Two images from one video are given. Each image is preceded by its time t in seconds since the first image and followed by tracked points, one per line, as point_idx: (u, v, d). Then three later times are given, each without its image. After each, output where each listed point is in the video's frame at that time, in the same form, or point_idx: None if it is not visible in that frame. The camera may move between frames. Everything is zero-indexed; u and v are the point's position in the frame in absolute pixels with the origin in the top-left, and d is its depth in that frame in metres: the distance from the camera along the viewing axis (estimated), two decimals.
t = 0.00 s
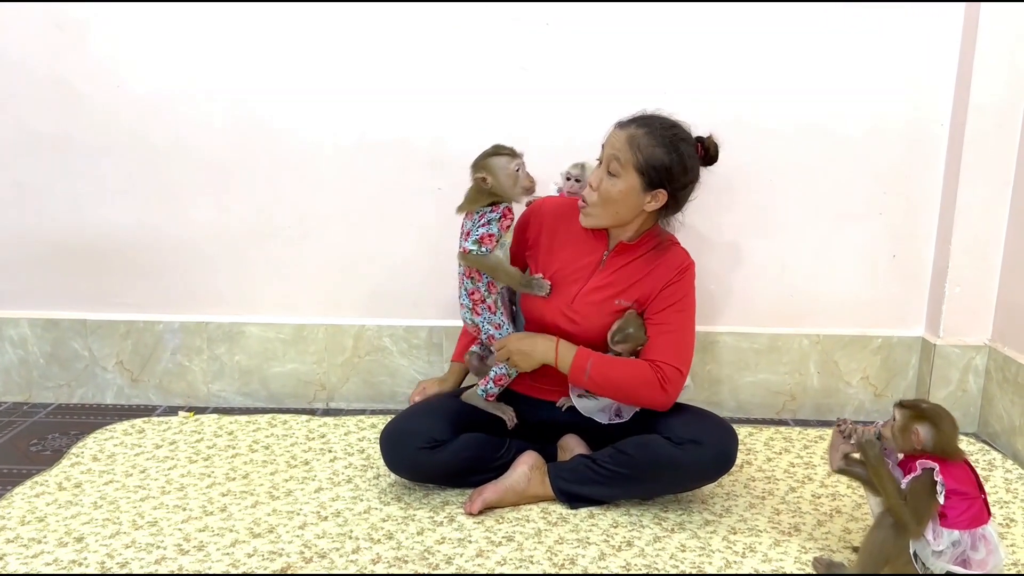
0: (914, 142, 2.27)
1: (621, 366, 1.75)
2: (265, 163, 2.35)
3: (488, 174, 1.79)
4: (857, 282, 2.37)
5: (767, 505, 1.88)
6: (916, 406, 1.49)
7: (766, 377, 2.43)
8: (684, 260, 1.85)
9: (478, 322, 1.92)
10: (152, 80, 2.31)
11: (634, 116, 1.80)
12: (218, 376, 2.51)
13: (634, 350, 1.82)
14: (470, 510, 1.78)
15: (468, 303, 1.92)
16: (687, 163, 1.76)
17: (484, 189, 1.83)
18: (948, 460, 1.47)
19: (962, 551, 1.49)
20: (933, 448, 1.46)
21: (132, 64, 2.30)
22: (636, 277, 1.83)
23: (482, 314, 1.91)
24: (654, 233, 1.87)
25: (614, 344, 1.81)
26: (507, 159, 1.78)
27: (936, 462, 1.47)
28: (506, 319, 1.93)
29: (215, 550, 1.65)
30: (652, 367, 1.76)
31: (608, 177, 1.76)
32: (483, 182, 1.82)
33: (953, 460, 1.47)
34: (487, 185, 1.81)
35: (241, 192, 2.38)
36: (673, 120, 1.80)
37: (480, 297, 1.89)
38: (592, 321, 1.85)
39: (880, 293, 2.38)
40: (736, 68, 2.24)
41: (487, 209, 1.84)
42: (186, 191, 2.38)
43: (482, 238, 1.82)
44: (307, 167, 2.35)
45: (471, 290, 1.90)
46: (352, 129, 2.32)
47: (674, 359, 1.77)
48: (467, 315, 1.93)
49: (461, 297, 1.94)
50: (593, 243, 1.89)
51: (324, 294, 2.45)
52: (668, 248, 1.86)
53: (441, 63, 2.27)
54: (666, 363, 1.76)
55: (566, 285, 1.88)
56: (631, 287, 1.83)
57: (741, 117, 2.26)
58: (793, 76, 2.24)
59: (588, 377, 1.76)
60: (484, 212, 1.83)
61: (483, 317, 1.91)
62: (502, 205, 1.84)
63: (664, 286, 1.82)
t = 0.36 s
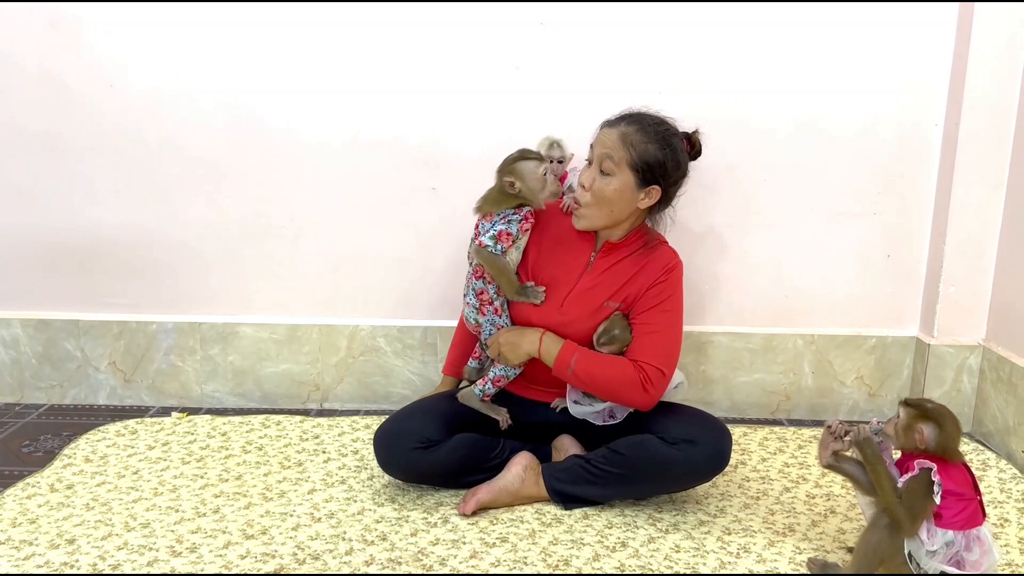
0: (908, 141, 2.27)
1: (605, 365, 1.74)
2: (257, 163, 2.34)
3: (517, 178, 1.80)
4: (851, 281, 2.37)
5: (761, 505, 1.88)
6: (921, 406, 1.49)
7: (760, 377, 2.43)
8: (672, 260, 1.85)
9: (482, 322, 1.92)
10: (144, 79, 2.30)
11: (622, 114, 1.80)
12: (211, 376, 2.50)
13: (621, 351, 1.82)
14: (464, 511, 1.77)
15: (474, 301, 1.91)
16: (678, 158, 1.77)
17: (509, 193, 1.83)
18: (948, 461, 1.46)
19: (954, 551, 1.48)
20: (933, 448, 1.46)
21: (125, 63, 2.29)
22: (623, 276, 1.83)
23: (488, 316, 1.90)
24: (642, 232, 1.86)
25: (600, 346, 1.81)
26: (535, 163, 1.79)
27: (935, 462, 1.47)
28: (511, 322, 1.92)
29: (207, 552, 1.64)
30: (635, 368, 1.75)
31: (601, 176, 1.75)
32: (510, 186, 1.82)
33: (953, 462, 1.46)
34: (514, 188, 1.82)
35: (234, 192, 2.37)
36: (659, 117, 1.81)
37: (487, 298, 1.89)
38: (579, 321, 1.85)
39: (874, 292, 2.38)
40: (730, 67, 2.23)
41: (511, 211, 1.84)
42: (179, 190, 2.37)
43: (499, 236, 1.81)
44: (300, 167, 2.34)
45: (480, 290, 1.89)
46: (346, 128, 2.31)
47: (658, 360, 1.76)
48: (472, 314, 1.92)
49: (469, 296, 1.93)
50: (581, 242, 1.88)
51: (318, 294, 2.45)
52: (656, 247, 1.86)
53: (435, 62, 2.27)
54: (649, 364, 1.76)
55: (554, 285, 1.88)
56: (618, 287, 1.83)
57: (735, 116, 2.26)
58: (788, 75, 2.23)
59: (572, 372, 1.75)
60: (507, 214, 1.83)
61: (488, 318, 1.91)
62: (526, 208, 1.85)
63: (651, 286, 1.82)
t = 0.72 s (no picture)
0: (903, 140, 2.26)
1: (582, 368, 1.74)
2: (250, 162, 2.32)
3: (507, 185, 1.76)
4: (846, 281, 2.37)
5: (757, 507, 1.87)
6: (921, 409, 1.51)
7: (755, 377, 2.42)
8: (661, 266, 1.83)
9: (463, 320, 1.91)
10: (135, 77, 2.28)
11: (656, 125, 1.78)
12: (203, 377, 2.48)
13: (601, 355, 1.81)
14: (457, 513, 1.76)
15: (455, 300, 1.90)
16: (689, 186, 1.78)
17: (498, 199, 1.79)
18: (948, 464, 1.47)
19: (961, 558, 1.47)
20: (935, 450, 1.47)
21: (116, 61, 2.27)
22: (609, 279, 1.82)
23: (468, 315, 1.90)
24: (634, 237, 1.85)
25: (580, 349, 1.80)
26: (527, 171, 1.75)
27: (937, 465, 1.47)
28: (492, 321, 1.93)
29: (198, 555, 1.62)
30: (611, 372, 1.74)
31: (620, 176, 1.72)
32: (498, 192, 1.78)
33: (954, 466, 1.47)
34: (503, 195, 1.78)
35: (227, 191, 2.35)
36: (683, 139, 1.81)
37: (470, 297, 1.87)
38: (562, 323, 1.84)
39: (870, 292, 2.37)
40: (725, 66, 2.22)
41: (498, 217, 1.80)
42: (171, 190, 2.35)
43: (485, 237, 1.78)
44: (293, 166, 2.32)
45: (462, 289, 1.87)
46: (339, 127, 2.29)
47: (636, 366, 1.75)
48: (454, 313, 1.91)
49: (449, 295, 1.91)
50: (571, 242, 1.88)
51: (311, 294, 2.43)
52: (646, 252, 1.85)
53: (429, 61, 2.25)
54: (625, 369, 1.75)
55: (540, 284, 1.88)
56: (603, 289, 1.82)
57: (731, 115, 2.25)
58: (783, 74, 2.22)
59: (547, 372, 1.75)
60: (494, 218, 1.80)
61: (468, 317, 1.90)
62: (514, 214, 1.80)
63: (636, 290, 1.80)
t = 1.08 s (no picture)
0: (900, 140, 2.25)
1: (573, 377, 1.72)
2: (244, 161, 2.30)
3: (511, 198, 1.74)
4: (842, 281, 2.36)
5: (753, 508, 1.86)
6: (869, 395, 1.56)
7: (751, 378, 2.41)
8: (652, 271, 1.81)
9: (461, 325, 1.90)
10: (127, 75, 2.25)
11: (663, 139, 1.67)
12: (195, 377, 2.46)
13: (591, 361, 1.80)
14: (451, 515, 1.74)
15: (452, 306, 1.89)
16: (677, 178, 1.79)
17: (499, 205, 1.77)
18: (902, 444, 1.51)
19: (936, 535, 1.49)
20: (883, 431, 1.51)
21: (107, 58, 2.24)
22: (598, 285, 1.81)
23: (465, 321, 1.89)
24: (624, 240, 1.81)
25: (570, 356, 1.80)
26: (537, 203, 1.72)
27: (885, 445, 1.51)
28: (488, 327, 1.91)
29: (189, 557, 1.61)
30: (603, 380, 1.73)
31: (653, 219, 1.67)
32: (502, 201, 1.76)
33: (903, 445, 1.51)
34: (505, 205, 1.76)
35: (220, 189, 2.33)
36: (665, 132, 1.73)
37: (465, 303, 1.86)
38: (552, 329, 1.83)
39: (866, 292, 2.36)
40: (722, 65, 2.21)
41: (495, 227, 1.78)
42: (162, 188, 2.33)
43: (476, 244, 1.77)
44: (286, 164, 2.30)
45: (457, 295, 1.86)
46: (333, 125, 2.28)
47: (628, 373, 1.73)
48: (452, 319, 1.91)
49: (447, 303, 1.90)
50: (557, 246, 1.84)
51: (305, 293, 2.41)
52: (635, 257, 1.82)
53: (424, 60, 2.23)
54: (616, 377, 1.73)
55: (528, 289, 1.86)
56: (593, 295, 1.81)
57: (727, 114, 2.24)
58: (780, 73, 2.21)
59: (538, 380, 1.74)
60: (488, 224, 1.78)
61: (465, 323, 1.89)
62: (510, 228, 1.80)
63: (627, 297, 1.79)
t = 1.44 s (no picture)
0: (896, 139, 2.25)
1: (605, 378, 1.69)
2: (237, 159, 2.29)
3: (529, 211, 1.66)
4: (837, 281, 2.35)
5: (747, 508, 1.85)
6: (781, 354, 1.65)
7: (746, 377, 2.41)
8: (649, 278, 1.83)
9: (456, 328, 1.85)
10: (119, 72, 2.24)
11: (647, 131, 1.68)
12: (187, 377, 2.45)
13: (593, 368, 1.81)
14: (445, 516, 1.73)
15: (449, 306, 1.85)
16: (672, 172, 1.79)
17: (514, 215, 1.69)
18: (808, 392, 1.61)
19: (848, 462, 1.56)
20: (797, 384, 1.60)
21: (99, 55, 2.23)
22: (600, 292, 1.80)
23: (462, 323, 1.84)
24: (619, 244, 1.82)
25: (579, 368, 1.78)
26: (553, 223, 1.66)
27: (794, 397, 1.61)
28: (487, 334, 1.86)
29: (180, 558, 1.59)
30: (630, 392, 1.72)
31: (632, 209, 1.67)
32: (518, 210, 1.68)
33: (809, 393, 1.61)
34: (520, 215, 1.68)
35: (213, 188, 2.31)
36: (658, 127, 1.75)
37: (463, 305, 1.82)
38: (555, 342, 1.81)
39: (861, 292, 2.36)
40: (718, 64, 2.20)
41: (507, 237, 1.71)
42: (154, 186, 2.31)
43: (485, 256, 1.71)
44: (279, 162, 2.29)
45: (456, 296, 1.82)
46: (326, 123, 2.26)
47: (642, 382, 1.75)
48: (447, 318, 1.86)
49: (445, 296, 1.86)
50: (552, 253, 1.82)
51: (298, 292, 2.40)
52: (632, 265, 1.83)
53: (420, 59, 2.22)
54: (638, 387, 1.74)
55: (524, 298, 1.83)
56: (595, 303, 1.81)
57: (723, 113, 2.23)
58: (776, 73, 2.21)
59: (575, 373, 1.67)
60: (500, 233, 1.71)
61: (461, 326, 1.84)
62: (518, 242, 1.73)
63: (629, 305, 1.81)
